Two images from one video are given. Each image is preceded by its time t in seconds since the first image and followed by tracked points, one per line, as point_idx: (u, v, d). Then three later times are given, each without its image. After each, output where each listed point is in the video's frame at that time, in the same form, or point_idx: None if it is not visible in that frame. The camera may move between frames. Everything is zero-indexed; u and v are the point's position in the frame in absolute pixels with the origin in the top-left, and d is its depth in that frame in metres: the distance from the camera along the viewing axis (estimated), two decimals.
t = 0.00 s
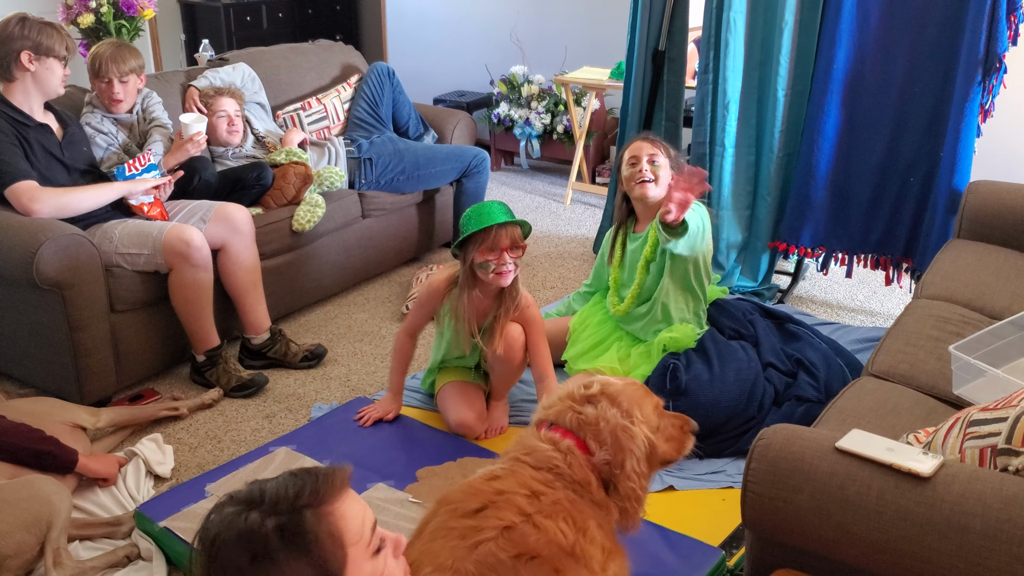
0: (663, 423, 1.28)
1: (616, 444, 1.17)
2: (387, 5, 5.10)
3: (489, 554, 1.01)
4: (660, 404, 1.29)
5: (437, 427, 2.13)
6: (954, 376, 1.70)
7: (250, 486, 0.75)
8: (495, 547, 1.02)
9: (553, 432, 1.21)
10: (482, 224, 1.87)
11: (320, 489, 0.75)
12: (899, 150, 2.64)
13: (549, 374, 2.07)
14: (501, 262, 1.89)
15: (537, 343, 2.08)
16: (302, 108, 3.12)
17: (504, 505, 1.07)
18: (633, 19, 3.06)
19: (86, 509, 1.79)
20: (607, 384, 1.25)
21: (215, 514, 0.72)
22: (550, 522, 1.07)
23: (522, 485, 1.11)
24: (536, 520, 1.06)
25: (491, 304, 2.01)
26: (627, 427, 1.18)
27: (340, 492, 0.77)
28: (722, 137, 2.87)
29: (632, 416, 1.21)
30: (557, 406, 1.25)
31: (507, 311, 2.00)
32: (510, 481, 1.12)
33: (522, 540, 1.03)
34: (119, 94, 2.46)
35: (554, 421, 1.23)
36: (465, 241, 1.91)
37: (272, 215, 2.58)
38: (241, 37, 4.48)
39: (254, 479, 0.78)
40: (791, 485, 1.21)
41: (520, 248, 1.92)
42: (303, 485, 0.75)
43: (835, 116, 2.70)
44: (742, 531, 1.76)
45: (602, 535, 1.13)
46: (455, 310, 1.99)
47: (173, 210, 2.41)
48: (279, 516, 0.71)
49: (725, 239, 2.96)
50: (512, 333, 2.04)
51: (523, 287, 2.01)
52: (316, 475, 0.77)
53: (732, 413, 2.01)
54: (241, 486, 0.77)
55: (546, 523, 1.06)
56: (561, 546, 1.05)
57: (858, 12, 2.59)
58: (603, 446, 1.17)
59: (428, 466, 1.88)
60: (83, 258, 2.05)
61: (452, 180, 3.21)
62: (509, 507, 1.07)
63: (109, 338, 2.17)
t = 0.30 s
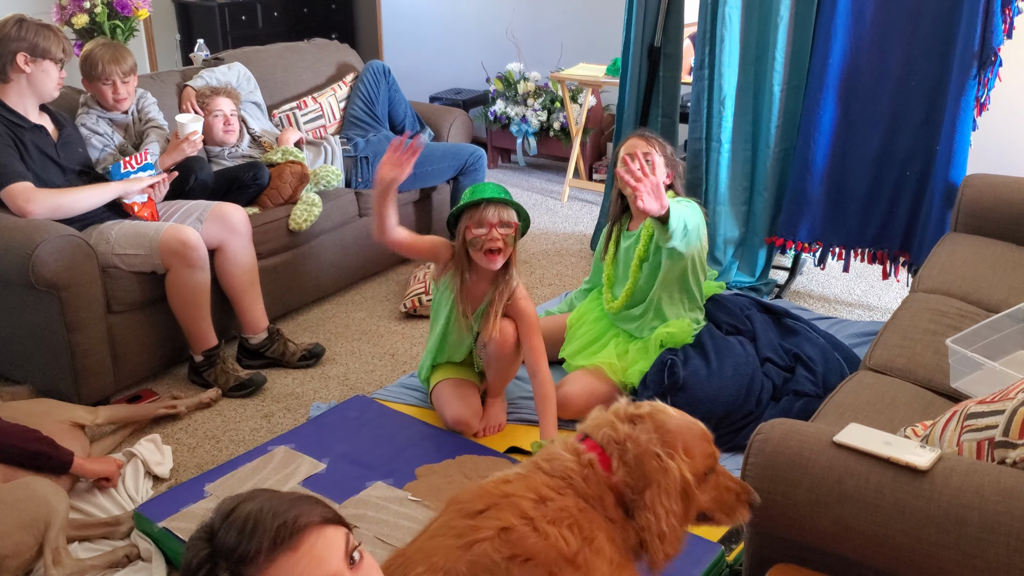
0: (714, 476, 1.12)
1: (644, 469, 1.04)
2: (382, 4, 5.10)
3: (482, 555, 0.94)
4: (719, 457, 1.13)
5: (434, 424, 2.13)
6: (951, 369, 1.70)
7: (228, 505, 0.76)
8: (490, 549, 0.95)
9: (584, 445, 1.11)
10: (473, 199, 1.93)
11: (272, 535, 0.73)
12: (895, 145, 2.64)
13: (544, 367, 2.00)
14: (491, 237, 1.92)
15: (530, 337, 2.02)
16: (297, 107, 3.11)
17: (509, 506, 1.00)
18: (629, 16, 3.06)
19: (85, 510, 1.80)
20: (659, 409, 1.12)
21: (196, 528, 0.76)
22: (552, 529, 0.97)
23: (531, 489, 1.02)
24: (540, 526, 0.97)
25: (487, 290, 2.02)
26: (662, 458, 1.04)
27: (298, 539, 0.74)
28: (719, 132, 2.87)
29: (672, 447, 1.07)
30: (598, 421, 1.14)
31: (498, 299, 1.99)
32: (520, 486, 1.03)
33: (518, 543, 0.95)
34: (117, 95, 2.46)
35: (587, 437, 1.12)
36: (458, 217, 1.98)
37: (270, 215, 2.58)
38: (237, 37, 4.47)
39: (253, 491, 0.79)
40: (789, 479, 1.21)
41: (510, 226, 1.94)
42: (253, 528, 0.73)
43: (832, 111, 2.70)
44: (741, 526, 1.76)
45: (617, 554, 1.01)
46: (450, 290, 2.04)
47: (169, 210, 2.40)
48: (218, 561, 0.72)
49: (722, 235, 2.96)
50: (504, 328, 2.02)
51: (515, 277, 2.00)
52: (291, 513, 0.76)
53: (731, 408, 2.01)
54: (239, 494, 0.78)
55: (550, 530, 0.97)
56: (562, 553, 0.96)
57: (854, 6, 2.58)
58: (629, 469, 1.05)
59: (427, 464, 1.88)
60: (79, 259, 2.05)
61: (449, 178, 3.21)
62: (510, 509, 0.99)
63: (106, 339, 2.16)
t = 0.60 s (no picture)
0: (741, 555, 1.10)
1: (667, 513, 1.03)
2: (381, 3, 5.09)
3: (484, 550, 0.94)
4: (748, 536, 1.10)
5: (432, 423, 2.13)
6: (950, 368, 1.71)
7: (217, 499, 0.83)
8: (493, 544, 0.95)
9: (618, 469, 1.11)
10: (477, 186, 1.95)
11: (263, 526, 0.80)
12: (893, 145, 2.65)
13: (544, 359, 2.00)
14: (490, 222, 1.93)
15: (530, 331, 2.02)
16: (297, 106, 3.11)
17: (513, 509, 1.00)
18: (628, 14, 3.06)
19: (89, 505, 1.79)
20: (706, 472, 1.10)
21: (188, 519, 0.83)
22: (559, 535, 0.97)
23: (540, 493, 1.02)
24: (546, 530, 0.97)
25: (490, 279, 2.03)
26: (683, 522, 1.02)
27: (290, 528, 0.82)
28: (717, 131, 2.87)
29: (701, 510, 1.05)
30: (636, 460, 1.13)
31: (498, 289, 2.00)
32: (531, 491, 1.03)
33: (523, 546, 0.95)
34: (117, 92, 2.46)
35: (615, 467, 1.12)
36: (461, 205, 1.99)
37: (269, 214, 2.58)
38: (236, 36, 4.47)
39: (243, 486, 0.87)
40: (789, 478, 1.21)
41: (512, 214, 1.95)
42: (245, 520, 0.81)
43: (830, 111, 2.70)
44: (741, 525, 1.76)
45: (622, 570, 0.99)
46: (454, 278, 2.06)
47: (165, 210, 2.40)
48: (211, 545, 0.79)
49: (721, 234, 2.96)
50: (505, 323, 2.03)
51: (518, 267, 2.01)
52: (284, 504, 0.84)
53: (729, 407, 2.01)
54: (228, 491, 0.86)
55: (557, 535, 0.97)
56: (564, 560, 0.95)
57: (852, 6, 2.59)
58: (651, 503, 1.04)
59: (427, 463, 1.88)
60: (78, 257, 2.05)
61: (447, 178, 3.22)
62: (519, 510, 0.99)
63: (105, 338, 2.17)
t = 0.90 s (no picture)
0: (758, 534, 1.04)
1: (672, 496, 1.02)
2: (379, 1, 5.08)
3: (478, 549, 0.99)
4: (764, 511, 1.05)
5: (428, 421, 2.12)
6: (946, 367, 1.71)
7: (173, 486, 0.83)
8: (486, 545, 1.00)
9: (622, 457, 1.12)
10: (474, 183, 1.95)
11: (255, 482, 0.84)
12: (891, 144, 2.65)
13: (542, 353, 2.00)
14: (484, 219, 1.94)
15: (528, 327, 2.03)
16: (294, 103, 3.10)
17: (508, 508, 1.03)
18: (626, 13, 3.06)
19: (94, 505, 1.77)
20: (713, 451, 1.07)
21: (147, 509, 0.80)
22: (552, 527, 1.00)
23: (536, 489, 1.06)
24: (539, 524, 1.00)
25: (490, 275, 2.04)
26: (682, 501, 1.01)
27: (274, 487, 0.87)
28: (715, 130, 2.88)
29: (709, 495, 1.01)
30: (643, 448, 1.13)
31: (500, 286, 2.00)
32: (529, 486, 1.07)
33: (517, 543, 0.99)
34: (113, 90, 2.45)
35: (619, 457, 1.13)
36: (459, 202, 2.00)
37: (265, 213, 2.57)
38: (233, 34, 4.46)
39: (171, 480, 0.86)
40: (787, 477, 1.21)
41: (507, 209, 1.95)
42: (240, 480, 0.83)
43: (828, 110, 2.70)
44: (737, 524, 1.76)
45: (624, 558, 1.01)
46: (453, 275, 2.06)
47: (161, 207, 2.39)
48: (218, 508, 0.79)
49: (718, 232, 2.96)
50: (503, 320, 2.02)
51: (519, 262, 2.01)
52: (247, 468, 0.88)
53: (726, 406, 2.01)
54: (162, 487, 0.84)
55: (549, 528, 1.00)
56: (558, 553, 0.98)
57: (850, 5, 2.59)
58: (650, 486, 1.04)
59: (424, 461, 1.88)
60: (74, 256, 2.04)
61: (444, 176, 3.21)
62: (514, 508, 1.03)
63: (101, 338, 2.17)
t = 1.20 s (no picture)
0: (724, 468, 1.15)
1: (661, 452, 1.07)
2: None
3: (473, 560, 0.98)
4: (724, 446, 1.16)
5: (425, 419, 2.12)
6: (944, 367, 1.71)
7: (124, 486, 0.85)
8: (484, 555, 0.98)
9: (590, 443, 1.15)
10: (472, 181, 1.95)
11: (217, 481, 0.88)
12: (889, 144, 2.65)
13: (539, 349, 2.00)
14: (481, 217, 1.94)
15: (525, 324, 2.02)
16: (292, 101, 3.09)
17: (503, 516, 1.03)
18: (625, 11, 3.05)
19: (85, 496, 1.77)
20: (663, 398, 1.17)
21: (109, 502, 0.82)
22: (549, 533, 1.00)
23: (526, 497, 1.05)
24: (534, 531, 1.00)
25: (488, 270, 2.04)
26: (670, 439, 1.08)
27: (230, 485, 0.90)
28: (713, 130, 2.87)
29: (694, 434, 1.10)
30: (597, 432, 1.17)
31: (498, 283, 2.01)
32: (520, 493, 1.07)
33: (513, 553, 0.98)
34: (110, 87, 2.44)
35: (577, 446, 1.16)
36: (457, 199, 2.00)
37: (263, 211, 2.57)
38: (231, 31, 4.47)
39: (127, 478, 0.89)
40: (785, 477, 1.21)
41: (503, 207, 1.94)
42: (204, 477, 0.88)
43: (826, 110, 2.71)
44: (735, 523, 1.76)
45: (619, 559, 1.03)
46: (452, 272, 2.06)
47: (160, 204, 2.38)
48: (186, 501, 0.83)
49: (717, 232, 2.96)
50: (499, 317, 2.02)
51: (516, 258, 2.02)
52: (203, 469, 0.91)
53: (724, 406, 2.01)
54: (119, 485, 0.87)
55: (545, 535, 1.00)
56: (555, 562, 0.98)
57: (849, 5, 2.59)
58: (631, 456, 1.09)
59: (421, 460, 1.88)
60: (72, 254, 2.04)
61: (443, 175, 3.21)
62: (506, 518, 1.03)
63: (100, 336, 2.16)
